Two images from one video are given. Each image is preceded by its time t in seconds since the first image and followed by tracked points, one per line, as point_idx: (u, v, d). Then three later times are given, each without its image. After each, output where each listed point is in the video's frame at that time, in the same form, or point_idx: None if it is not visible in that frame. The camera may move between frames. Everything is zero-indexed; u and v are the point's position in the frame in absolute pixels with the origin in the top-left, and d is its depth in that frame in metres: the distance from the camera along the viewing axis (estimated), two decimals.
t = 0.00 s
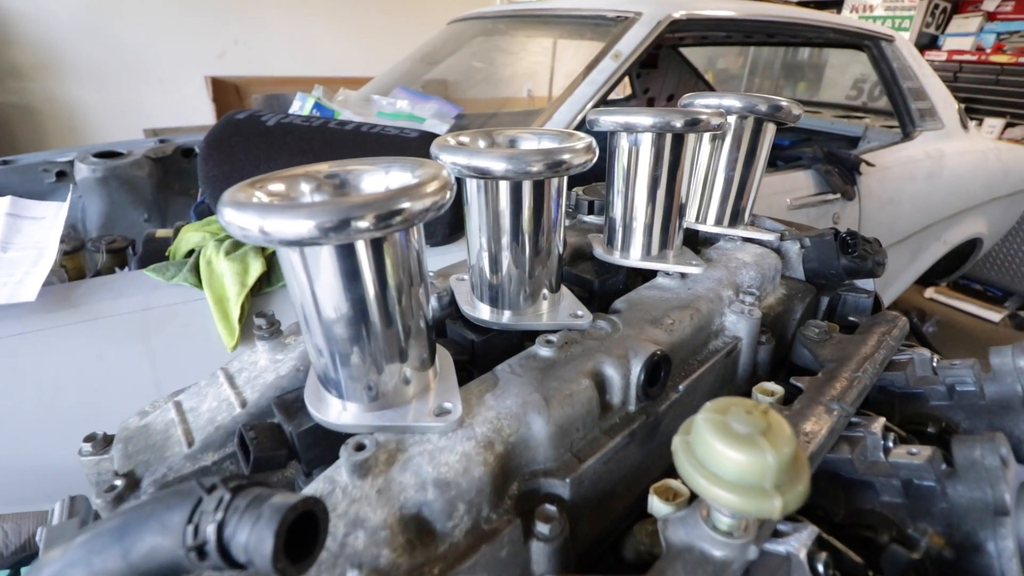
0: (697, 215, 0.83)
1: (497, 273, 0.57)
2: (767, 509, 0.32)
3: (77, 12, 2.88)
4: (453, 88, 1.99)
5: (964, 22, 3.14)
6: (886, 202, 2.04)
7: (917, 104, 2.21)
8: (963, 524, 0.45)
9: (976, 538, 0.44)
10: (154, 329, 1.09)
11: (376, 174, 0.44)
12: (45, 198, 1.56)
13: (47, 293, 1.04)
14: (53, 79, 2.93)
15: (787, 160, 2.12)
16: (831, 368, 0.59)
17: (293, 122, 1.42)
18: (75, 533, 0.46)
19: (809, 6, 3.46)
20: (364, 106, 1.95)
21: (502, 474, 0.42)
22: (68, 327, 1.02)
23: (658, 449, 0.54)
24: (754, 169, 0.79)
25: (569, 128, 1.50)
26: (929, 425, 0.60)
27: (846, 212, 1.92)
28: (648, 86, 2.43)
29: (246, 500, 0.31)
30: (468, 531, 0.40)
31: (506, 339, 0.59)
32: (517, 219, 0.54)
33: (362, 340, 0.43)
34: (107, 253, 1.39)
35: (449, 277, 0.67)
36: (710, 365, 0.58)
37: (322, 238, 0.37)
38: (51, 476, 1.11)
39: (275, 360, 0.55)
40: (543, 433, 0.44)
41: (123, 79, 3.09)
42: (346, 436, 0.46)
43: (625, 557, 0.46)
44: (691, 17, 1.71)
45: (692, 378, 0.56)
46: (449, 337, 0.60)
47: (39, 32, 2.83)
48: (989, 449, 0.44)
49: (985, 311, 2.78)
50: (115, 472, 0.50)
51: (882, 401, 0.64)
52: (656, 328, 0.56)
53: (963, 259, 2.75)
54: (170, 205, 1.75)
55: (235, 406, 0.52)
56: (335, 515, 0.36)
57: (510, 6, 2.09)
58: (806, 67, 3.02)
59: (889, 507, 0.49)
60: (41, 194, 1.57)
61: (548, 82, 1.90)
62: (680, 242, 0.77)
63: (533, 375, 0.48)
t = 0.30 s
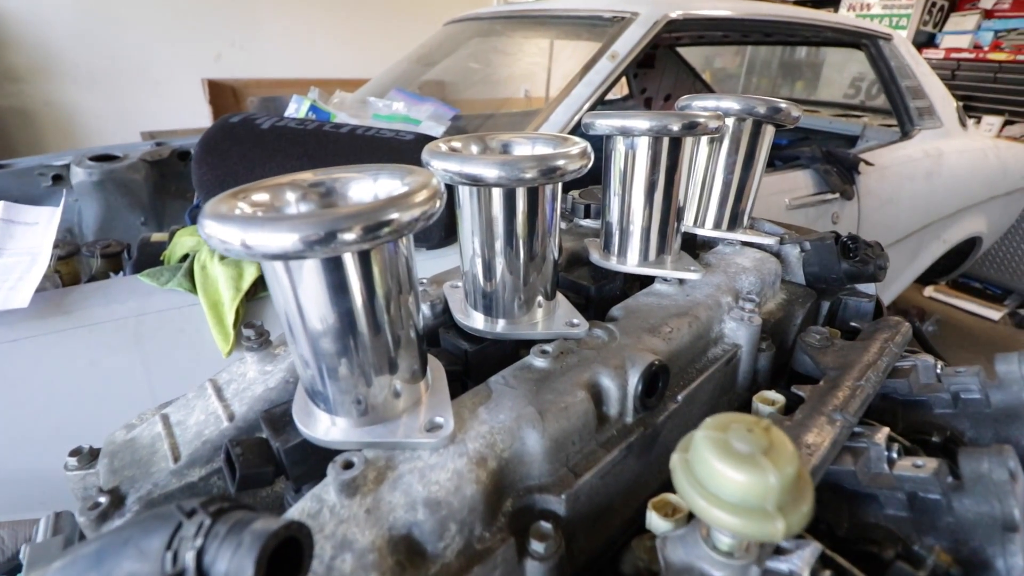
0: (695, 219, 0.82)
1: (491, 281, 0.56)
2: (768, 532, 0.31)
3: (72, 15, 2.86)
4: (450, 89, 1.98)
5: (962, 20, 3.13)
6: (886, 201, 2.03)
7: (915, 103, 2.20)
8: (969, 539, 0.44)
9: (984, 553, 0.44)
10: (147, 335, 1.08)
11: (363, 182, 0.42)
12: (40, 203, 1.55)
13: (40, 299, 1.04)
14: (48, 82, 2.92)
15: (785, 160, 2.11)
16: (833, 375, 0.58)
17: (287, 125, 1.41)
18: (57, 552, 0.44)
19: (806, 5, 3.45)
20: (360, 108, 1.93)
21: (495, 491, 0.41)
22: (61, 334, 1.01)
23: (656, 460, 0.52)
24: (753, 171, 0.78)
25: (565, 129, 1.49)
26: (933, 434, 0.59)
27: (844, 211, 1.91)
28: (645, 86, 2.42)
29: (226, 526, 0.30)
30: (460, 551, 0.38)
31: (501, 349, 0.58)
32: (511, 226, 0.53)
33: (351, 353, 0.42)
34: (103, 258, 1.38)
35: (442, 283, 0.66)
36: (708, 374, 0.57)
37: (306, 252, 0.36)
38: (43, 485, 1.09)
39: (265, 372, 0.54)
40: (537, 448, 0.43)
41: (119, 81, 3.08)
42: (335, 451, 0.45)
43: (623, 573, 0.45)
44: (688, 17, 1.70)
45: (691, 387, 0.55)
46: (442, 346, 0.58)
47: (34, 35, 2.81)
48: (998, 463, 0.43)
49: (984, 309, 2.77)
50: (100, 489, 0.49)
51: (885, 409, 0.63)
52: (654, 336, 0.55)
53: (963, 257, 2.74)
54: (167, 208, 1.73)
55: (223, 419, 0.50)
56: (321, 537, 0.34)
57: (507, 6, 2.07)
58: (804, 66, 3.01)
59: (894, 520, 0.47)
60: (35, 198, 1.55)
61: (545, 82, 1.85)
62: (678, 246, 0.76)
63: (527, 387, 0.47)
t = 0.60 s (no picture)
0: (691, 216, 0.82)
1: (492, 280, 0.56)
2: (778, 526, 0.31)
3: (53, 14, 2.81)
4: (440, 88, 1.97)
5: (944, 19, 3.18)
6: (872, 197, 2.06)
7: (900, 100, 2.24)
8: (968, 528, 0.45)
9: (982, 542, 0.44)
10: (137, 339, 1.06)
11: (365, 181, 0.42)
12: (21, 206, 1.51)
13: (24, 305, 1.01)
14: (29, 82, 2.86)
15: (774, 157, 2.13)
16: (831, 370, 0.58)
17: (278, 125, 1.39)
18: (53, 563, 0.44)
19: (793, 3, 3.48)
20: (351, 107, 1.92)
21: (502, 491, 0.41)
22: (47, 340, 0.99)
23: (659, 457, 0.53)
24: (748, 168, 0.78)
25: (558, 127, 1.49)
26: (929, 424, 0.60)
27: (832, 207, 1.93)
28: (635, 85, 2.43)
29: (233, 533, 0.29)
30: (468, 552, 0.38)
31: (502, 348, 0.57)
32: (511, 224, 0.53)
33: (354, 355, 0.41)
34: (88, 262, 1.36)
35: (441, 283, 0.65)
36: (709, 370, 0.57)
37: (309, 253, 0.35)
38: (32, 493, 1.08)
39: (263, 375, 0.53)
40: (543, 447, 0.43)
41: (102, 81, 3.02)
42: (338, 454, 0.45)
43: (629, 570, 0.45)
44: (678, 15, 1.71)
45: (692, 383, 0.55)
46: (443, 346, 0.58)
47: (13, 34, 2.75)
48: (995, 452, 0.44)
49: (967, 303, 2.82)
50: (96, 498, 0.48)
51: (880, 401, 0.64)
52: (655, 333, 0.55)
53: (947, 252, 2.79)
54: (153, 210, 1.70)
55: (222, 424, 0.50)
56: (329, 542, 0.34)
57: (497, 5, 2.07)
58: (790, 64, 3.04)
59: (894, 512, 0.48)
60: (18, 201, 1.52)
61: (536, 80, 1.86)
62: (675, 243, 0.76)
63: (531, 387, 0.47)
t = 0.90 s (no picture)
0: (677, 213, 0.84)
1: (484, 280, 0.57)
2: (769, 507, 0.32)
3: (25, 22, 2.76)
4: (424, 92, 1.98)
5: (915, 16, 3.26)
6: (851, 192, 2.10)
7: (875, 97, 2.29)
8: (950, 506, 0.46)
9: (964, 519, 0.46)
10: (124, 349, 1.05)
11: (359, 185, 0.42)
12: None
13: (8, 318, 0.99)
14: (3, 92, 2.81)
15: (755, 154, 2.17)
16: (815, 359, 0.60)
17: (262, 131, 1.39)
18: (52, 571, 0.44)
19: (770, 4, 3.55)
20: (335, 112, 1.92)
21: (502, 484, 0.41)
22: (32, 352, 0.98)
23: (653, 448, 0.54)
24: (731, 166, 0.81)
25: (542, 128, 1.50)
26: (912, 410, 0.61)
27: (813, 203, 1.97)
28: (617, 85, 2.46)
29: (241, 531, 0.30)
30: (470, 544, 0.39)
31: (496, 347, 0.58)
32: (502, 225, 0.54)
33: (352, 356, 0.42)
34: (71, 273, 1.34)
35: (434, 285, 0.66)
36: (698, 362, 0.58)
37: (306, 255, 0.36)
38: (20, 508, 1.06)
39: (259, 380, 0.53)
40: (540, 441, 0.44)
41: (78, 89, 2.98)
42: (337, 454, 0.45)
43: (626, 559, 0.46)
44: (657, 17, 1.74)
45: (682, 376, 0.57)
46: (438, 347, 0.59)
47: None
48: (973, 433, 0.46)
49: (946, 294, 2.89)
50: (94, 506, 0.48)
51: (864, 388, 0.66)
52: (645, 328, 0.56)
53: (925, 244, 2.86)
54: (135, 220, 1.68)
55: (219, 429, 0.50)
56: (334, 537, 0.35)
57: (479, 8, 2.08)
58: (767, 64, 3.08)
59: (879, 493, 0.50)
60: None
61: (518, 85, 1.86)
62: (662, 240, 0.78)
63: (527, 383, 0.47)
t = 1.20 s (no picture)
0: (686, 208, 0.83)
1: (481, 270, 0.57)
2: (734, 497, 0.32)
3: (80, 22, 2.91)
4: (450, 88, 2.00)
5: (969, 7, 3.09)
6: (889, 192, 2.02)
7: (919, 91, 2.19)
8: (944, 513, 0.45)
9: (958, 526, 0.44)
10: (158, 331, 1.11)
11: (353, 173, 0.44)
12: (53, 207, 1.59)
13: (54, 298, 1.06)
14: (58, 88, 2.97)
15: (787, 151, 2.11)
16: (818, 358, 0.59)
17: (289, 125, 1.43)
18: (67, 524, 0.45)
19: None
20: (363, 107, 1.96)
21: (481, 467, 0.42)
22: (75, 331, 1.04)
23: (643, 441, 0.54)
24: (743, 161, 0.79)
25: (564, 123, 1.50)
26: (919, 415, 0.59)
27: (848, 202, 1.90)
28: (647, 81, 2.45)
29: (221, 492, 0.32)
30: (446, 522, 0.40)
31: (492, 336, 0.59)
32: (499, 215, 0.55)
33: (343, 337, 0.43)
34: (113, 259, 1.42)
35: (437, 274, 0.67)
36: (695, 357, 0.58)
37: (297, 236, 0.38)
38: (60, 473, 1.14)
39: (264, 358, 0.56)
40: (522, 426, 0.45)
41: (127, 86, 3.13)
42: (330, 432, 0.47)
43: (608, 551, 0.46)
44: (686, 10, 1.71)
45: (677, 369, 0.57)
46: (436, 333, 0.60)
47: (42, 42, 2.86)
48: (972, 437, 0.43)
49: (999, 302, 2.72)
50: (110, 469, 0.52)
51: (873, 391, 0.64)
52: (640, 321, 0.56)
53: (972, 247, 2.71)
54: (174, 210, 1.76)
55: (224, 403, 0.53)
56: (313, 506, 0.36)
57: (507, 3, 2.08)
58: (806, 58, 3.04)
59: (873, 497, 0.49)
60: (48, 203, 1.59)
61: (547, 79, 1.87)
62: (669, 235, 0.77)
63: (514, 370, 0.48)
